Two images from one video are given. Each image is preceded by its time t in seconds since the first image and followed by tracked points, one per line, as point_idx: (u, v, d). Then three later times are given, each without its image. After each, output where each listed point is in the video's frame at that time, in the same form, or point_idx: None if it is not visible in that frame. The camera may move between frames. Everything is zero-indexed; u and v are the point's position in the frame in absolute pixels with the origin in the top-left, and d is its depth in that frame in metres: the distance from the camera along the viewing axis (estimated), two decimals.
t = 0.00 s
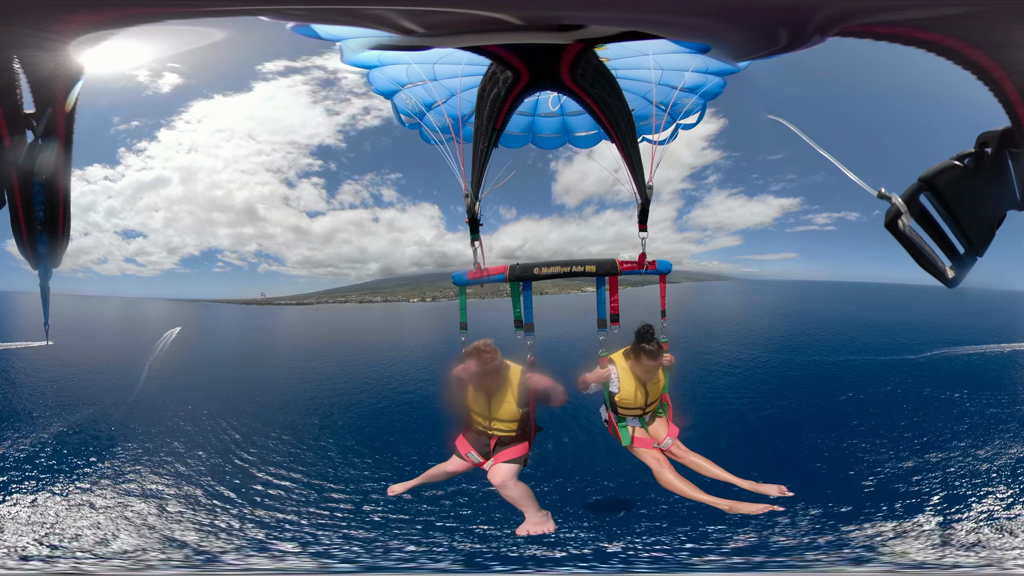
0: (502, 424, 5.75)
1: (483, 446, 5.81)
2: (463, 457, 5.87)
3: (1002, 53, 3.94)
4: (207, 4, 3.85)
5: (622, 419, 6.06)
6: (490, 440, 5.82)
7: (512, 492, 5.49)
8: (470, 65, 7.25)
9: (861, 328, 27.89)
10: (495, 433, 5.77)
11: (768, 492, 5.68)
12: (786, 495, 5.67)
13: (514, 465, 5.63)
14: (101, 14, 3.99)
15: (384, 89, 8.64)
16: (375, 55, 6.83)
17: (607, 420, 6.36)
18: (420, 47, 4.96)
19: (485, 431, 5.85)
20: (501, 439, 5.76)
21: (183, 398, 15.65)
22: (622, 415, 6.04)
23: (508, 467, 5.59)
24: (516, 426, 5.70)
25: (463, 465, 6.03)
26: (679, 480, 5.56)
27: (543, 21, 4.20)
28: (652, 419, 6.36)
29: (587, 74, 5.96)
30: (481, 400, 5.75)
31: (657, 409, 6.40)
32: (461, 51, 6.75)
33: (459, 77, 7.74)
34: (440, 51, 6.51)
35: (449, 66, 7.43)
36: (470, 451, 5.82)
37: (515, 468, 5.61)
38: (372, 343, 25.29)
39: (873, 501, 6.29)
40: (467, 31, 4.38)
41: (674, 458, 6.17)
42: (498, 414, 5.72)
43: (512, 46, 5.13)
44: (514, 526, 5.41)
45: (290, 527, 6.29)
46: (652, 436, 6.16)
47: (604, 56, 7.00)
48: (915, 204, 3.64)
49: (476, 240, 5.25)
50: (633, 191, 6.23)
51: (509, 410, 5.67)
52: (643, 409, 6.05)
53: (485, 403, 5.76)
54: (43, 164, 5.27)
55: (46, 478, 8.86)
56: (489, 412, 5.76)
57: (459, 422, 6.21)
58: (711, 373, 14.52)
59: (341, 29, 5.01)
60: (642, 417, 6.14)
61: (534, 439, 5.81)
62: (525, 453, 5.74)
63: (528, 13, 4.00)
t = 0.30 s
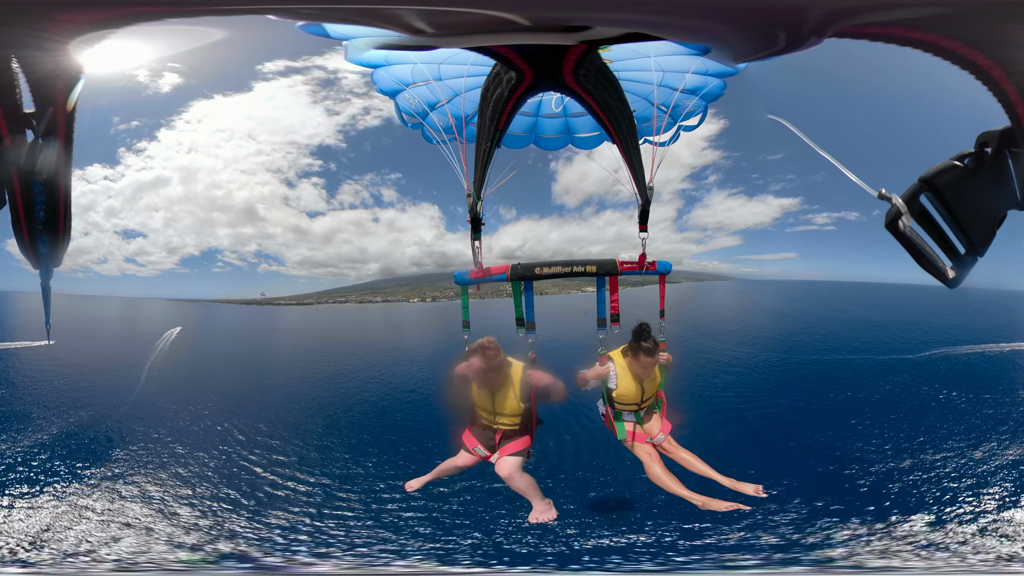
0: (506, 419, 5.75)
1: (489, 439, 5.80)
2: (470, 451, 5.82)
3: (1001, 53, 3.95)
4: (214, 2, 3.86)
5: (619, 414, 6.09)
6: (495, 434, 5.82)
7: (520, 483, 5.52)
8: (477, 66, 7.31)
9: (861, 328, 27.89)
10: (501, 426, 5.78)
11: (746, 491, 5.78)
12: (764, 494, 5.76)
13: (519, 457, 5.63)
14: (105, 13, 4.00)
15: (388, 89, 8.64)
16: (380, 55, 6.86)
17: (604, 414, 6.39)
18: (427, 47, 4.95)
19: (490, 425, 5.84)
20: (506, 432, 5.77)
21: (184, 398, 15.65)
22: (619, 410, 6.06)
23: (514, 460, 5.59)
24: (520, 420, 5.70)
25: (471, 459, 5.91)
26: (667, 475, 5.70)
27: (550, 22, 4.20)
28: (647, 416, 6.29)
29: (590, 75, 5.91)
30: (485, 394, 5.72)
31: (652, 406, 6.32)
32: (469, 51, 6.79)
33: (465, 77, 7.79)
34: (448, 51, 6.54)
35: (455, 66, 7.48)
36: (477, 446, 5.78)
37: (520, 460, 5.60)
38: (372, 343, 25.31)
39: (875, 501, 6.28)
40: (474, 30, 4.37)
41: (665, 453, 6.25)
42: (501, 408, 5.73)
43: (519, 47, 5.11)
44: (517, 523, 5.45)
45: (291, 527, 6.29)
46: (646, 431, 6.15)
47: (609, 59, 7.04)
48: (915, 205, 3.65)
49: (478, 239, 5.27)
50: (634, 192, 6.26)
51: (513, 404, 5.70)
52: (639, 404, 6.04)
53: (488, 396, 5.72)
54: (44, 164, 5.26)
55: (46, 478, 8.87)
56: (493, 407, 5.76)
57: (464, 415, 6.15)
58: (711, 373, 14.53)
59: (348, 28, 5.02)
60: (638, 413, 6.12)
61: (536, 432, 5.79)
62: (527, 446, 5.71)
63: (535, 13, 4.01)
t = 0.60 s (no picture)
0: (507, 416, 5.74)
1: (490, 436, 5.86)
2: (471, 447, 5.84)
3: (998, 53, 4.02)
4: None
5: (617, 412, 6.06)
6: (496, 430, 5.87)
7: (520, 478, 5.55)
8: (483, 66, 7.29)
9: (862, 328, 27.78)
10: (502, 423, 5.78)
11: (741, 489, 5.57)
12: (758, 492, 5.57)
13: (520, 453, 5.64)
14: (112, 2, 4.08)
15: (392, 88, 8.64)
16: (387, 53, 6.87)
17: (602, 412, 6.35)
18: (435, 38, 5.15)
19: (491, 422, 5.85)
20: (506, 429, 5.77)
21: (184, 399, 15.62)
22: (617, 407, 6.03)
23: (514, 456, 5.60)
24: (521, 416, 5.71)
25: (472, 455, 5.90)
26: (663, 474, 5.57)
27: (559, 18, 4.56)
28: (644, 414, 6.32)
29: (596, 75, 5.97)
30: (487, 391, 5.72)
31: (650, 405, 6.34)
32: (476, 50, 6.80)
33: (470, 78, 7.82)
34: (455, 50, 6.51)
35: (460, 66, 7.49)
36: (478, 442, 5.80)
37: (520, 457, 5.62)
38: (372, 343, 25.29)
39: (875, 501, 6.29)
40: (483, 29, 4.83)
41: (662, 452, 6.11)
42: (504, 405, 5.72)
43: (527, 45, 5.27)
44: (517, 523, 5.45)
45: (290, 527, 6.28)
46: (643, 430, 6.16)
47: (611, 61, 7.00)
48: (915, 207, 3.66)
49: (479, 237, 5.26)
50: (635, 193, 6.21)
51: (514, 401, 5.70)
52: (636, 402, 6.05)
53: (490, 394, 5.72)
54: (44, 165, 5.29)
55: (45, 478, 8.87)
56: (495, 403, 5.75)
57: (465, 414, 6.20)
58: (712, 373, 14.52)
59: (359, 27, 5.06)
60: (635, 410, 6.12)
61: (536, 428, 5.80)
62: (527, 442, 5.72)
63: (542, 12, 4.43)
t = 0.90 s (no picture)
0: (509, 415, 5.73)
1: (491, 434, 5.85)
2: (472, 446, 5.86)
3: (999, 53, 4.04)
4: None
5: (617, 413, 6.06)
6: (497, 429, 5.87)
7: (519, 477, 5.55)
8: (489, 67, 7.30)
9: (861, 327, 27.80)
10: (503, 421, 5.78)
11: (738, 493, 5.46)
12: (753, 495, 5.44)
13: (519, 452, 5.64)
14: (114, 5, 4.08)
15: (397, 88, 8.64)
16: (393, 54, 6.87)
17: (603, 411, 6.36)
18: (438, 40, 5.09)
19: (491, 421, 5.85)
20: (507, 427, 5.78)
21: (183, 399, 15.61)
22: (617, 408, 6.03)
23: (513, 455, 5.59)
24: (521, 415, 5.70)
25: (473, 455, 5.91)
26: (661, 475, 5.55)
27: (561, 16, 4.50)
28: (644, 414, 6.32)
29: (598, 76, 5.92)
30: (488, 390, 5.71)
31: (650, 405, 6.34)
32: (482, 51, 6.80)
33: (475, 79, 7.81)
34: (462, 51, 6.52)
35: (466, 67, 7.48)
36: (479, 440, 5.80)
37: (520, 454, 5.62)
38: (371, 343, 25.29)
39: (875, 501, 6.30)
40: (489, 30, 4.87)
41: (660, 452, 6.02)
42: (506, 404, 5.69)
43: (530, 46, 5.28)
44: (517, 521, 5.45)
45: (290, 527, 6.28)
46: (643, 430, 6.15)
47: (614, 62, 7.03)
48: (916, 208, 3.67)
49: (481, 237, 5.27)
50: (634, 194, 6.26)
51: (514, 400, 5.67)
52: (637, 403, 6.04)
53: (491, 392, 5.71)
54: (44, 165, 5.32)
55: (45, 478, 8.87)
56: (495, 402, 5.73)
57: (466, 413, 6.21)
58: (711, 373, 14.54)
59: (369, 28, 5.05)
60: (636, 412, 6.12)
61: (536, 427, 5.80)
62: (527, 441, 5.72)
63: (553, 12, 4.51)
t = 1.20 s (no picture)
0: (509, 420, 5.75)
1: (490, 439, 5.84)
2: (470, 451, 5.87)
3: (1000, 53, 4.05)
4: None
5: (622, 418, 6.05)
6: (496, 435, 5.86)
7: (519, 483, 5.53)
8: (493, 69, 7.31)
9: (861, 327, 27.77)
10: (503, 426, 5.80)
11: (752, 495, 5.57)
12: (768, 499, 5.50)
13: (520, 458, 5.62)
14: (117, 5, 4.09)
15: (401, 89, 8.65)
16: (398, 55, 6.88)
17: (607, 416, 6.35)
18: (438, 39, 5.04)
19: (491, 426, 5.87)
20: (507, 432, 5.78)
21: (184, 399, 15.61)
22: (622, 413, 6.04)
23: (513, 461, 5.58)
24: (522, 420, 5.73)
25: (471, 459, 5.98)
26: (669, 480, 5.65)
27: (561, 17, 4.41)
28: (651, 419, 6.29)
29: (597, 78, 5.93)
30: (488, 394, 5.72)
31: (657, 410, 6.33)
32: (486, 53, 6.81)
33: (479, 80, 7.81)
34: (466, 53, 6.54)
35: (470, 68, 7.49)
36: (479, 445, 5.81)
37: (520, 461, 5.60)
38: (371, 343, 25.27)
39: (876, 501, 6.30)
40: (491, 30, 4.85)
41: (670, 458, 6.26)
42: (505, 410, 5.74)
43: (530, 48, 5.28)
44: (517, 524, 5.43)
45: (289, 528, 6.26)
46: (649, 435, 6.10)
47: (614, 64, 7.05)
48: (918, 205, 3.67)
49: (484, 240, 5.27)
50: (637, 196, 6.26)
51: (515, 405, 5.72)
52: (643, 408, 6.03)
53: (491, 398, 5.74)
54: (47, 162, 5.31)
55: (45, 479, 8.85)
56: (495, 407, 5.76)
57: (465, 417, 6.24)
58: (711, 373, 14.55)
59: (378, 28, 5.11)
60: (642, 417, 6.09)
61: (537, 433, 5.82)
62: (528, 447, 5.71)
63: (554, 13, 4.47)
